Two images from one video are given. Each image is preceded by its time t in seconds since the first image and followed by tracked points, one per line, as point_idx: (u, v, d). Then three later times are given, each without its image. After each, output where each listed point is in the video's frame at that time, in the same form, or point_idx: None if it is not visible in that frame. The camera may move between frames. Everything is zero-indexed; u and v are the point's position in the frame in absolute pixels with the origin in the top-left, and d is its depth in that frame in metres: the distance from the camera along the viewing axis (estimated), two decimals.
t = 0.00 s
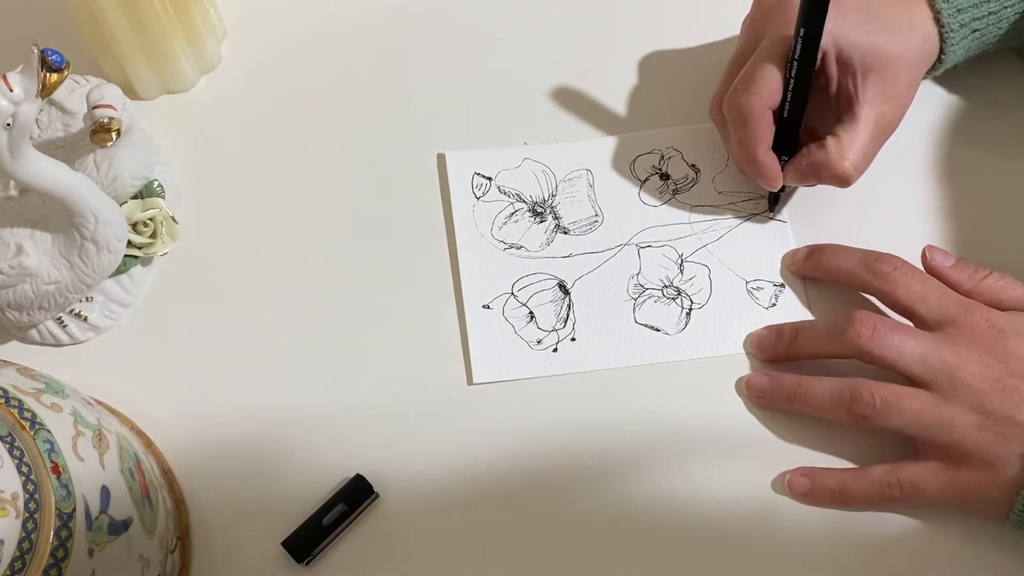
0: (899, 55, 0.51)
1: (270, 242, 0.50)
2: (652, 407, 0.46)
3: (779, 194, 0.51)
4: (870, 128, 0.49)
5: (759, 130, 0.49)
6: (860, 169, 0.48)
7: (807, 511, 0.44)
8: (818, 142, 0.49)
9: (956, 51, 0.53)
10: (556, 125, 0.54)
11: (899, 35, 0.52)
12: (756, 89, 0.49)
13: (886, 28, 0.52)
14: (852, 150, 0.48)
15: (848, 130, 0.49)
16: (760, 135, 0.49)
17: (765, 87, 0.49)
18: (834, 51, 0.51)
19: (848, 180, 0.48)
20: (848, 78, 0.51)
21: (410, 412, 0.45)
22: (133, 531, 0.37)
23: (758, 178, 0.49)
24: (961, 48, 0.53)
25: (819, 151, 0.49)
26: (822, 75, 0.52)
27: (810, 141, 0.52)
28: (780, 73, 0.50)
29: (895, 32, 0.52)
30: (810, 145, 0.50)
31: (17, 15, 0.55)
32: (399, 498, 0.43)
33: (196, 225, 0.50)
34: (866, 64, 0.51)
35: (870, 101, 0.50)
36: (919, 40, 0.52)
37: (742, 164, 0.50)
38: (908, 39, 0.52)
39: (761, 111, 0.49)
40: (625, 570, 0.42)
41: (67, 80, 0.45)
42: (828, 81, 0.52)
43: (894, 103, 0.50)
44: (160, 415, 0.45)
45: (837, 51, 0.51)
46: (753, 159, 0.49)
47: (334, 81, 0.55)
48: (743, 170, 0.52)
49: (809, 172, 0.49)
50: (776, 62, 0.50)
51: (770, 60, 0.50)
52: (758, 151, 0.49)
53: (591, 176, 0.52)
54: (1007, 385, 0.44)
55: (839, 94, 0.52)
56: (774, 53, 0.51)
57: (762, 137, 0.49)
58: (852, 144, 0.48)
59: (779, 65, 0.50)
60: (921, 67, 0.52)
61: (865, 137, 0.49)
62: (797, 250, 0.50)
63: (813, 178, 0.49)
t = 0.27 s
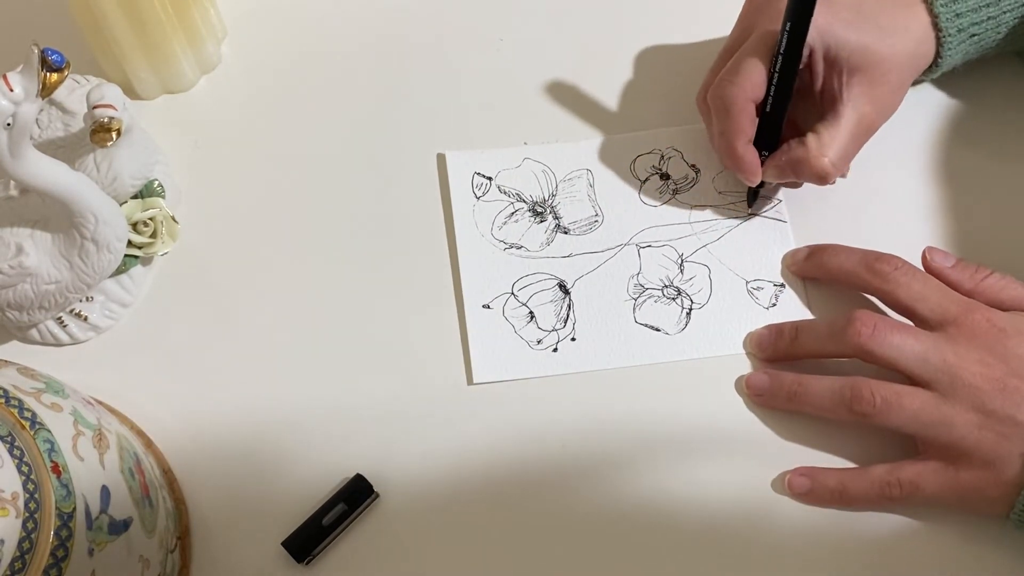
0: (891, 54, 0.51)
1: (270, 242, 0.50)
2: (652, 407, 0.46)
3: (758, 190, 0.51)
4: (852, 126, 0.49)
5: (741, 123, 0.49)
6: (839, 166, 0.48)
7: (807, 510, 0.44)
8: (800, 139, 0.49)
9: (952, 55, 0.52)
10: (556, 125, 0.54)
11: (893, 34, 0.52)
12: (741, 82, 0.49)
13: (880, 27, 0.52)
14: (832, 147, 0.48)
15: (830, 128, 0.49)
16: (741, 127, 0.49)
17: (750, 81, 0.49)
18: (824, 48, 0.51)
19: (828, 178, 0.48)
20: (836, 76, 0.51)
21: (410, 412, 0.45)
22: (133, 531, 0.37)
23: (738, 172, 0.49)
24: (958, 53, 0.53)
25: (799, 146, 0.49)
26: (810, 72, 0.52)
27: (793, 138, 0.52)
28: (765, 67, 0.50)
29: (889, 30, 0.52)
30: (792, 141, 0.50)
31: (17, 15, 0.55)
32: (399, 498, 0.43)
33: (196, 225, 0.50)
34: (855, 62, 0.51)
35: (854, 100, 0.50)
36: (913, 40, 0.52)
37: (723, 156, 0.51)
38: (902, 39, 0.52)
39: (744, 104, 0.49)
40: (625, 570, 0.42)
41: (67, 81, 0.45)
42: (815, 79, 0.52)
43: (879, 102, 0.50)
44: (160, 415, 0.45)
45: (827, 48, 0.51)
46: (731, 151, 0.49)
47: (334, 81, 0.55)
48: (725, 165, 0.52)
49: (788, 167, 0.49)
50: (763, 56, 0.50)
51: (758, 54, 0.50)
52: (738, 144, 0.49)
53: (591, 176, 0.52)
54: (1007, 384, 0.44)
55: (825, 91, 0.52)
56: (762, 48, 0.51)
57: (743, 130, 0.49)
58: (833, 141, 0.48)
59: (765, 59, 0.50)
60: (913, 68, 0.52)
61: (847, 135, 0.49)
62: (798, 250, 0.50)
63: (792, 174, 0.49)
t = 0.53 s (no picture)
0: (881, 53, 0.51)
1: (269, 242, 0.50)
2: (652, 406, 0.46)
3: (734, 184, 0.51)
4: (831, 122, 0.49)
5: (719, 115, 0.49)
6: (815, 161, 0.48)
7: (807, 511, 0.44)
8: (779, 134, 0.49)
9: (949, 60, 0.52)
10: (556, 125, 0.54)
11: (884, 33, 0.51)
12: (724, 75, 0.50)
13: (871, 24, 0.52)
14: (808, 144, 0.48)
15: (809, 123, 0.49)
16: (719, 119, 0.49)
17: (732, 73, 0.50)
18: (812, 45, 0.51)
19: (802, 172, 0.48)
20: (821, 73, 0.51)
21: (410, 412, 0.45)
22: (133, 530, 0.37)
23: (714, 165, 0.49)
24: (956, 58, 0.53)
25: (777, 141, 0.49)
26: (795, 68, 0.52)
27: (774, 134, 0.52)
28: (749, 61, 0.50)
29: (881, 28, 0.52)
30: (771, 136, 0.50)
31: (17, 15, 0.55)
32: (399, 498, 0.43)
33: (196, 225, 0.50)
34: (843, 60, 0.51)
35: (837, 96, 0.50)
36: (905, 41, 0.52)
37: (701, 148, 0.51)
38: (893, 38, 0.51)
39: (725, 96, 0.49)
40: (625, 570, 0.42)
41: (67, 80, 0.45)
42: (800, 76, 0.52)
43: (862, 99, 0.50)
44: (160, 415, 0.45)
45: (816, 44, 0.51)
46: (708, 142, 0.49)
47: (334, 81, 0.55)
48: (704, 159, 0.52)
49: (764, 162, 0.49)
50: (748, 50, 0.50)
51: (743, 48, 0.51)
52: (715, 135, 0.49)
53: (591, 176, 0.52)
54: (1008, 384, 0.44)
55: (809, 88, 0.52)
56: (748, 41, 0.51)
57: (721, 122, 0.49)
58: (810, 135, 0.48)
59: (750, 53, 0.50)
60: (902, 70, 0.52)
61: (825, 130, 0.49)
62: (798, 250, 0.50)
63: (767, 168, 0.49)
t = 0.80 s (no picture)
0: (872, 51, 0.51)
1: (269, 242, 0.50)
2: (652, 406, 0.46)
3: (714, 184, 0.51)
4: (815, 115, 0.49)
5: (705, 109, 0.49)
6: (796, 154, 0.48)
7: (806, 511, 0.44)
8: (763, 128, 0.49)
9: (947, 63, 0.52)
10: (556, 125, 0.54)
11: (878, 31, 0.51)
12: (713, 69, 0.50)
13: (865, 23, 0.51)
14: (790, 139, 0.48)
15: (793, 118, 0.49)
16: (705, 112, 0.49)
17: (721, 68, 0.50)
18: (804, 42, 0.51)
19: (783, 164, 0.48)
20: (811, 71, 0.51)
21: (410, 412, 0.45)
22: (133, 531, 0.37)
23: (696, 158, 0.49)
24: (953, 60, 0.52)
25: (759, 136, 0.48)
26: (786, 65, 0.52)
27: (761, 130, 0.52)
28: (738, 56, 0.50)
29: (875, 26, 0.51)
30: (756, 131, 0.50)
31: (18, 15, 0.55)
32: (399, 498, 0.43)
33: (196, 225, 0.50)
34: (833, 56, 0.50)
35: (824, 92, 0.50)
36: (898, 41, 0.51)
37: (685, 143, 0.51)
38: (887, 37, 0.51)
39: (711, 90, 0.49)
40: (625, 570, 0.42)
41: (67, 81, 0.45)
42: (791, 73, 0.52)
43: (849, 95, 0.50)
44: (160, 414, 0.45)
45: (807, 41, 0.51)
46: (692, 136, 0.49)
47: (334, 81, 0.55)
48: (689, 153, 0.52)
49: (745, 158, 0.48)
50: (738, 44, 0.51)
51: (734, 43, 0.51)
52: (699, 128, 0.49)
53: (591, 176, 0.52)
54: (1008, 384, 0.44)
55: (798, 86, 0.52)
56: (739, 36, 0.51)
57: (706, 116, 0.49)
58: (794, 128, 0.48)
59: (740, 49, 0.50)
60: (894, 70, 0.52)
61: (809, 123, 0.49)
62: (798, 250, 0.50)
63: (748, 164, 0.48)
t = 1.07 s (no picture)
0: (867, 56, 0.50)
1: (269, 241, 0.50)
2: (652, 406, 0.46)
3: (701, 188, 0.51)
4: (806, 117, 0.49)
5: (700, 114, 0.49)
6: (785, 157, 0.48)
7: (806, 511, 0.44)
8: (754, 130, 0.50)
9: (945, 65, 0.52)
10: (556, 125, 0.54)
11: (877, 33, 0.50)
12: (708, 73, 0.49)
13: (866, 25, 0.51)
14: (782, 145, 0.48)
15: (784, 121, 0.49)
16: (699, 116, 0.49)
17: (716, 72, 0.49)
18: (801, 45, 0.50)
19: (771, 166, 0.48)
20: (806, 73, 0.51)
21: (410, 412, 0.45)
22: (133, 531, 0.37)
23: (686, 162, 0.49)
24: (951, 62, 0.52)
25: (751, 141, 0.48)
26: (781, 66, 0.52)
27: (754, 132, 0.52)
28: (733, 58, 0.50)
29: (871, 28, 0.51)
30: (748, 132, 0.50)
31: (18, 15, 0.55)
32: (399, 498, 0.43)
33: (197, 225, 0.50)
34: (828, 59, 0.50)
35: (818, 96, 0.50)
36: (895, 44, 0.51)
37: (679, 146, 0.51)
38: (883, 40, 0.51)
39: (706, 94, 0.49)
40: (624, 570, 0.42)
41: (67, 81, 0.45)
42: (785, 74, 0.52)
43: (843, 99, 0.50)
44: (160, 414, 0.45)
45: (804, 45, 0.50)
46: (686, 140, 0.49)
47: (334, 81, 0.55)
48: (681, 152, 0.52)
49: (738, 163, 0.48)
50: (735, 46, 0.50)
51: (730, 44, 0.50)
52: (692, 133, 0.49)
53: (591, 176, 0.52)
54: (1008, 383, 0.44)
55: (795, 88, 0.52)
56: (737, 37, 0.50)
57: (701, 120, 0.49)
58: (784, 129, 0.48)
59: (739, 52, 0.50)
60: (890, 73, 0.51)
61: (801, 127, 0.49)
62: (798, 250, 0.50)
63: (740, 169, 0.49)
